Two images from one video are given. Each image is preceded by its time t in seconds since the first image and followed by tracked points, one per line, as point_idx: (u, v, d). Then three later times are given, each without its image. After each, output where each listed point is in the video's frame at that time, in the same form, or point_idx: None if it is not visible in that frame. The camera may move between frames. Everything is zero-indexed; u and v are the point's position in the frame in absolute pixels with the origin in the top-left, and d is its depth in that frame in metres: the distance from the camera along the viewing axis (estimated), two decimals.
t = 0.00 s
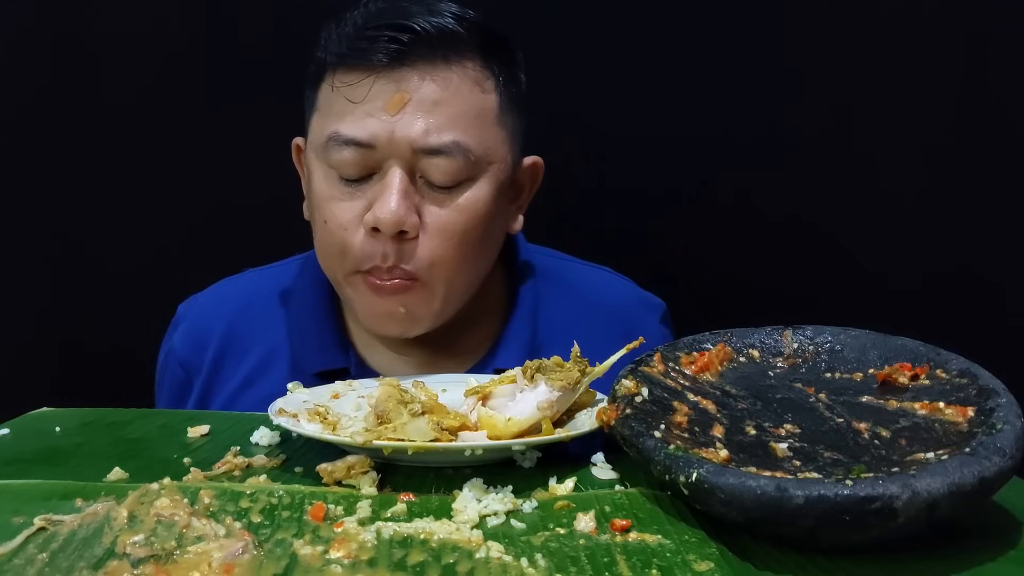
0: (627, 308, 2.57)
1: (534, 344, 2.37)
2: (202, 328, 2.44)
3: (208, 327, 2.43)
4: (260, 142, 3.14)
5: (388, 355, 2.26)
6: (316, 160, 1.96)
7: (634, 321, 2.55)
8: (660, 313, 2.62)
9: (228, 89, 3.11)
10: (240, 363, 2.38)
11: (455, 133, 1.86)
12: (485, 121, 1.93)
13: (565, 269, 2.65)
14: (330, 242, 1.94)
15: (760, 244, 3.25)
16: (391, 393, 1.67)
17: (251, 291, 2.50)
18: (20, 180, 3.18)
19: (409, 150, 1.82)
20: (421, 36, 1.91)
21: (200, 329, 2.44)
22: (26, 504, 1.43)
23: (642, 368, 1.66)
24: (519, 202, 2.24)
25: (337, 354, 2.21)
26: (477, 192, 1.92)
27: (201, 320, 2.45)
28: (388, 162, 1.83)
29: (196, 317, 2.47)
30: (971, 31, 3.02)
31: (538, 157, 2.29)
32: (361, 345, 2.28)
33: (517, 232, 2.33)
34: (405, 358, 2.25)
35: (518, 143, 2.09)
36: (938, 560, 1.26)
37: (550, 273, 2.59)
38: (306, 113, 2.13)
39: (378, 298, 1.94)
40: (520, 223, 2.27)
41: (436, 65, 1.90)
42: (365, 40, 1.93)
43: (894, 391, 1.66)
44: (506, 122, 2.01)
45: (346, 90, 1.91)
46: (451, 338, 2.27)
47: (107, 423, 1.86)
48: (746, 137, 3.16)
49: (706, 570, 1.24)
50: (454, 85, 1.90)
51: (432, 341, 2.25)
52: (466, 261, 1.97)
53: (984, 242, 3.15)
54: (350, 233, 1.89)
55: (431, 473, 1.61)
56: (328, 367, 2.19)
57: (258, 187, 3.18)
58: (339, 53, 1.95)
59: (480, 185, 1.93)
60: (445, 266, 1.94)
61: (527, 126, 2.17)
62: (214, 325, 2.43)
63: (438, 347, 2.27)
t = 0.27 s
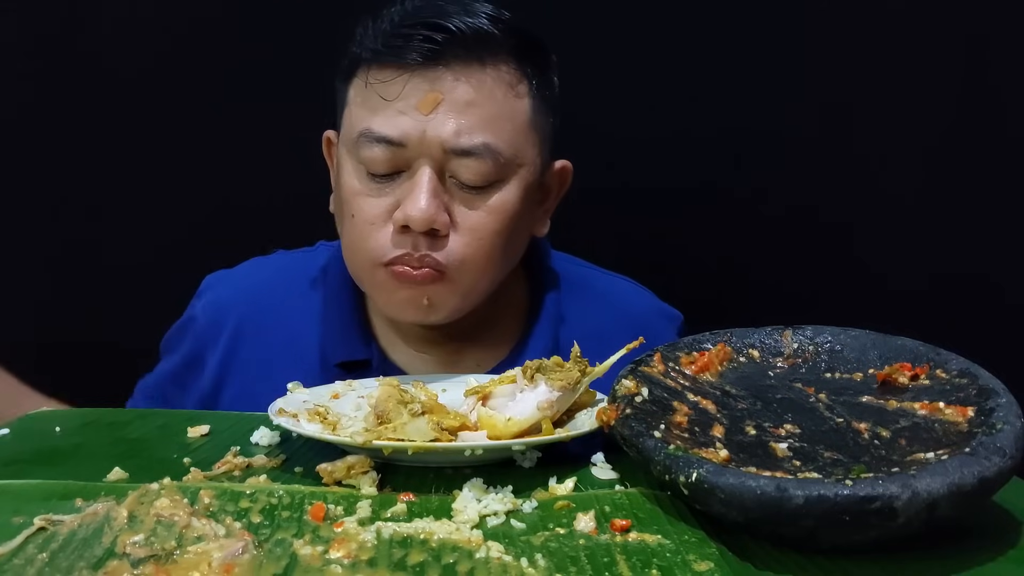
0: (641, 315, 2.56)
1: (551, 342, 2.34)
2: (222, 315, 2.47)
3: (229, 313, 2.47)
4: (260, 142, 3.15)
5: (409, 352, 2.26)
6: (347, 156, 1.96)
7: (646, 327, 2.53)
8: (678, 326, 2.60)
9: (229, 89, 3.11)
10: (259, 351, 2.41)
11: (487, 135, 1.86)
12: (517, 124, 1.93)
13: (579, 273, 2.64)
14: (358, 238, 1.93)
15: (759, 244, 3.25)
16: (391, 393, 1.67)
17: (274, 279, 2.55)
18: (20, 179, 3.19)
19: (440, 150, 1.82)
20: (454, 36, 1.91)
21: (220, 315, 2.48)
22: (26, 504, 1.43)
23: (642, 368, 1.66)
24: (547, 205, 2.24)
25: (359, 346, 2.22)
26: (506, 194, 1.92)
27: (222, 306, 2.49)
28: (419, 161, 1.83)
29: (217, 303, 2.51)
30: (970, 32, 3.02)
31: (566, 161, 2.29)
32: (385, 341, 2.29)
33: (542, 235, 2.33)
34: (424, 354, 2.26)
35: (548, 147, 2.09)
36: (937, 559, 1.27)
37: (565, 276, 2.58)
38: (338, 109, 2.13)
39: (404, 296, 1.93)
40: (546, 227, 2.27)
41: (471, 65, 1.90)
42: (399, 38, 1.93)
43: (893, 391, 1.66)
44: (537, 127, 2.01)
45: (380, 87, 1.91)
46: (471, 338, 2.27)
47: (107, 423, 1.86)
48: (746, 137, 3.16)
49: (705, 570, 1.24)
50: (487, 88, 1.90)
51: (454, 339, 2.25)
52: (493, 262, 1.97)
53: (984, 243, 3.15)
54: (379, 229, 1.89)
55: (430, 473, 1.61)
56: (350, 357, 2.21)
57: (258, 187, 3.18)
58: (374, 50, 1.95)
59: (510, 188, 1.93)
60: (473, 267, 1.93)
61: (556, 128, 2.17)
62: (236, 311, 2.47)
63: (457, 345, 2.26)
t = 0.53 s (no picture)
0: (653, 318, 2.55)
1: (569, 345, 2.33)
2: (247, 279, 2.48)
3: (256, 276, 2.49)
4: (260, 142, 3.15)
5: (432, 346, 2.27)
6: (369, 153, 1.97)
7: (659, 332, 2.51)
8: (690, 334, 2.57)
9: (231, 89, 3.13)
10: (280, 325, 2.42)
11: (506, 136, 1.86)
12: (537, 125, 1.93)
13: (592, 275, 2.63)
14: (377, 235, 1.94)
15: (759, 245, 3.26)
16: (391, 393, 1.67)
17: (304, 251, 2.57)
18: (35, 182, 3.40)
19: (460, 150, 1.82)
20: (477, 38, 1.92)
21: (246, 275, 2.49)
22: (26, 504, 1.43)
23: (642, 368, 1.66)
24: (568, 203, 2.24)
25: (388, 332, 2.24)
26: (525, 195, 1.92)
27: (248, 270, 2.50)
28: (438, 160, 1.83)
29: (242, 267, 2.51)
30: (970, 33, 3.02)
31: (589, 161, 2.29)
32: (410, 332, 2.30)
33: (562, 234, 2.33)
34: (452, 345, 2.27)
35: (569, 147, 2.09)
36: (936, 559, 1.26)
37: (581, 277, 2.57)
38: (362, 107, 2.14)
39: (424, 294, 1.93)
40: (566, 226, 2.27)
41: (493, 67, 1.90)
42: (423, 38, 1.93)
43: (893, 392, 1.66)
44: (558, 128, 2.00)
45: (402, 85, 1.91)
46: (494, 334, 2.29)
47: (107, 423, 1.85)
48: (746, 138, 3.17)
49: (705, 570, 1.24)
50: (509, 89, 1.90)
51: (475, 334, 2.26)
52: (509, 262, 1.97)
53: (984, 243, 3.15)
54: (398, 226, 1.89)
55: (430, 474, 1.61)
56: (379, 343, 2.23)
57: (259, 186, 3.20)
58: (397, 49, 1.96)
59: (528, 188, 1.93)
60: (490, 266, 1.94)
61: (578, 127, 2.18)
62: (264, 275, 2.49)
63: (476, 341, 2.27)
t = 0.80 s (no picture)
0: (659, 318, 2.54)
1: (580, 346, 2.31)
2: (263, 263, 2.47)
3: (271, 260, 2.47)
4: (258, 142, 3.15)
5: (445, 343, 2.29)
6: (381, 154, 1.97)
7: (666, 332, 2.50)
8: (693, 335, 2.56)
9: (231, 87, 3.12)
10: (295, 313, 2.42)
11: (517, 139, 1.85)
12: (548, 129, 1.92)
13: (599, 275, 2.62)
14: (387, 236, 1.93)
15: (760, 245, 3.26)
16: (391, 393, 1.67)
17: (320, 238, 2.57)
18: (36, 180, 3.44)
19: (469, 152, 1.81)
20: (490, 40, 1.93)
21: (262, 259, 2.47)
22: (26, 504, 1.43)
23: (642, 368, 1.66)
24: (579, 207, 2.24)
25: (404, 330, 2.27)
26: (534, 198, 1.92)
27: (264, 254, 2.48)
28: (447, 162, 1.82)
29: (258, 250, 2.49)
30: (970, 34, 3.02)
31: (601, 165, 2.29)
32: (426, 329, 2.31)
33: (573, 238, 2.34)
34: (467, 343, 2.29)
35: (580, 151, 2.09)
36: (936, 560, 1.26)
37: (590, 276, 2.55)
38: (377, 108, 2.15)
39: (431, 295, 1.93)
40: (577, 229, 2.28)
41: (505, 69, 1.90)
42: (437, 39, 1.94)
43: (893, 391, 1.66)
44: (569, 132, 2.00)
45: (415, 86, 1.91)
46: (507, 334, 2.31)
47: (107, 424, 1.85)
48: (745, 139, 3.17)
49: (705, 570, 1.24)
50: (520, 92, 1.89)
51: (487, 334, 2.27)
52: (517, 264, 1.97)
53: (984, 244, 3.15)
54: (406, 227, 1.89)
55: (430, 473, 1.61)
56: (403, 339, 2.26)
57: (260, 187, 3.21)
58: (411, 51, 1.97)
59: (537, 192, 1.93)
60: (497, 269, 1.94)
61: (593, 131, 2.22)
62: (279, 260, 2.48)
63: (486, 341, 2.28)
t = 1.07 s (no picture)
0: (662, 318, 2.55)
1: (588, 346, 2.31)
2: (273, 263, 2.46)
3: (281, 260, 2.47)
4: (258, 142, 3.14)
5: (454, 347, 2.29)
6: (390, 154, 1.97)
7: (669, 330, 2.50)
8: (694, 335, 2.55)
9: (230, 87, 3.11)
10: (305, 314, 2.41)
11: (527, 142, 1.85)
12: (559, 133, 1.92)
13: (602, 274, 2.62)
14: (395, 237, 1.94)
15: (760, 245, 3.26)
16: (391, 393, 1.67)
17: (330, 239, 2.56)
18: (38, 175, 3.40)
19: (479, 154, 1.81)
20: (502, 41, 1.92)
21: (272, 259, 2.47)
22: (26, 504, 1.43)
23: (642, 368, 1.66)
24: (589, 212, 2.24)
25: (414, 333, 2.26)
26: (543, 203, 1.92)
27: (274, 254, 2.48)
28: (456, 164, 1.83)
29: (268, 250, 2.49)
30: (969, 35, 3.02)
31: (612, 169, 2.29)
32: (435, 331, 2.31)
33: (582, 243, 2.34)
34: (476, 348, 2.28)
35: (591, 156, 2.09)
36: (936, 560, 1.26)
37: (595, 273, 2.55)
38: (388, 107, 2.15)
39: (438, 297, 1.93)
40: (587, 234, 2.28)
41: (517, 72, 1.90)
42: (448, 40, 1.95)
43: (893, 391, 1.66)
44: (580, 137, 2.00)
45: (425, 86, 1.91)
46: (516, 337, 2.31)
47: (107, 424, 1.85)
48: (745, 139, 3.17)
49: (705, 570, 1.24)
50: (531, 95, 1.89)
51: (496, 339, 2.27)
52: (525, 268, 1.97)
53: (984, 244, 3.15)
54: (414, 229, 1.89)
55: (430, 474, 1.61)
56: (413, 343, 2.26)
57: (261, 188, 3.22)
58: (422, 51, 1.97)
59: (547, 197, 1.93)
60: (506, 272, 1.94)
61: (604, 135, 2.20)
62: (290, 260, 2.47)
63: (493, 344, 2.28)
